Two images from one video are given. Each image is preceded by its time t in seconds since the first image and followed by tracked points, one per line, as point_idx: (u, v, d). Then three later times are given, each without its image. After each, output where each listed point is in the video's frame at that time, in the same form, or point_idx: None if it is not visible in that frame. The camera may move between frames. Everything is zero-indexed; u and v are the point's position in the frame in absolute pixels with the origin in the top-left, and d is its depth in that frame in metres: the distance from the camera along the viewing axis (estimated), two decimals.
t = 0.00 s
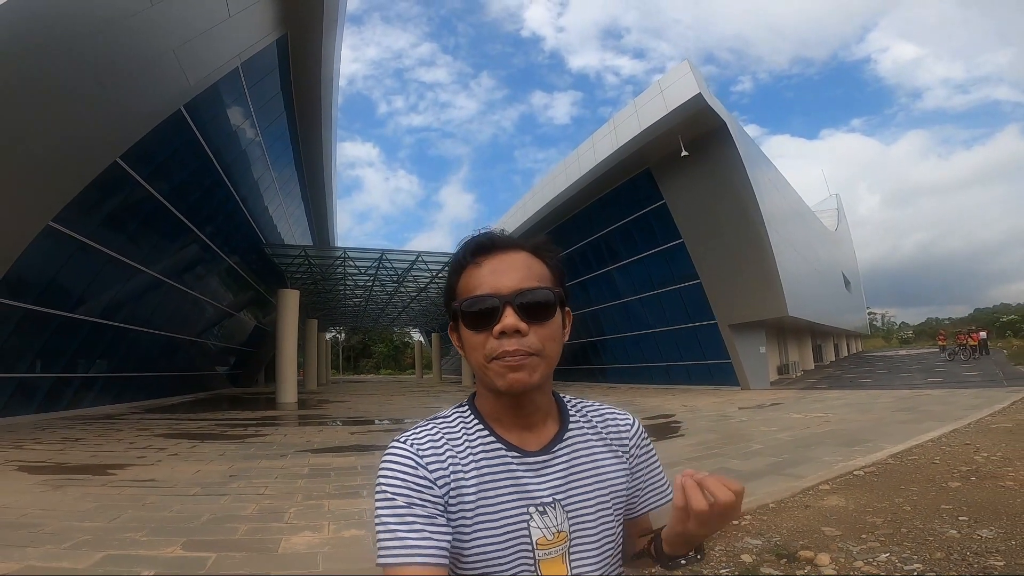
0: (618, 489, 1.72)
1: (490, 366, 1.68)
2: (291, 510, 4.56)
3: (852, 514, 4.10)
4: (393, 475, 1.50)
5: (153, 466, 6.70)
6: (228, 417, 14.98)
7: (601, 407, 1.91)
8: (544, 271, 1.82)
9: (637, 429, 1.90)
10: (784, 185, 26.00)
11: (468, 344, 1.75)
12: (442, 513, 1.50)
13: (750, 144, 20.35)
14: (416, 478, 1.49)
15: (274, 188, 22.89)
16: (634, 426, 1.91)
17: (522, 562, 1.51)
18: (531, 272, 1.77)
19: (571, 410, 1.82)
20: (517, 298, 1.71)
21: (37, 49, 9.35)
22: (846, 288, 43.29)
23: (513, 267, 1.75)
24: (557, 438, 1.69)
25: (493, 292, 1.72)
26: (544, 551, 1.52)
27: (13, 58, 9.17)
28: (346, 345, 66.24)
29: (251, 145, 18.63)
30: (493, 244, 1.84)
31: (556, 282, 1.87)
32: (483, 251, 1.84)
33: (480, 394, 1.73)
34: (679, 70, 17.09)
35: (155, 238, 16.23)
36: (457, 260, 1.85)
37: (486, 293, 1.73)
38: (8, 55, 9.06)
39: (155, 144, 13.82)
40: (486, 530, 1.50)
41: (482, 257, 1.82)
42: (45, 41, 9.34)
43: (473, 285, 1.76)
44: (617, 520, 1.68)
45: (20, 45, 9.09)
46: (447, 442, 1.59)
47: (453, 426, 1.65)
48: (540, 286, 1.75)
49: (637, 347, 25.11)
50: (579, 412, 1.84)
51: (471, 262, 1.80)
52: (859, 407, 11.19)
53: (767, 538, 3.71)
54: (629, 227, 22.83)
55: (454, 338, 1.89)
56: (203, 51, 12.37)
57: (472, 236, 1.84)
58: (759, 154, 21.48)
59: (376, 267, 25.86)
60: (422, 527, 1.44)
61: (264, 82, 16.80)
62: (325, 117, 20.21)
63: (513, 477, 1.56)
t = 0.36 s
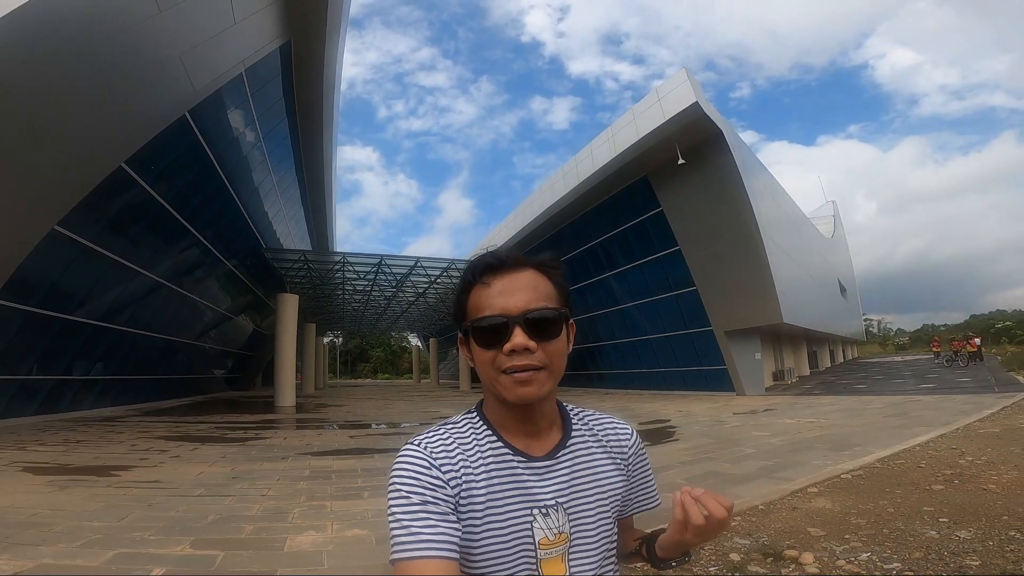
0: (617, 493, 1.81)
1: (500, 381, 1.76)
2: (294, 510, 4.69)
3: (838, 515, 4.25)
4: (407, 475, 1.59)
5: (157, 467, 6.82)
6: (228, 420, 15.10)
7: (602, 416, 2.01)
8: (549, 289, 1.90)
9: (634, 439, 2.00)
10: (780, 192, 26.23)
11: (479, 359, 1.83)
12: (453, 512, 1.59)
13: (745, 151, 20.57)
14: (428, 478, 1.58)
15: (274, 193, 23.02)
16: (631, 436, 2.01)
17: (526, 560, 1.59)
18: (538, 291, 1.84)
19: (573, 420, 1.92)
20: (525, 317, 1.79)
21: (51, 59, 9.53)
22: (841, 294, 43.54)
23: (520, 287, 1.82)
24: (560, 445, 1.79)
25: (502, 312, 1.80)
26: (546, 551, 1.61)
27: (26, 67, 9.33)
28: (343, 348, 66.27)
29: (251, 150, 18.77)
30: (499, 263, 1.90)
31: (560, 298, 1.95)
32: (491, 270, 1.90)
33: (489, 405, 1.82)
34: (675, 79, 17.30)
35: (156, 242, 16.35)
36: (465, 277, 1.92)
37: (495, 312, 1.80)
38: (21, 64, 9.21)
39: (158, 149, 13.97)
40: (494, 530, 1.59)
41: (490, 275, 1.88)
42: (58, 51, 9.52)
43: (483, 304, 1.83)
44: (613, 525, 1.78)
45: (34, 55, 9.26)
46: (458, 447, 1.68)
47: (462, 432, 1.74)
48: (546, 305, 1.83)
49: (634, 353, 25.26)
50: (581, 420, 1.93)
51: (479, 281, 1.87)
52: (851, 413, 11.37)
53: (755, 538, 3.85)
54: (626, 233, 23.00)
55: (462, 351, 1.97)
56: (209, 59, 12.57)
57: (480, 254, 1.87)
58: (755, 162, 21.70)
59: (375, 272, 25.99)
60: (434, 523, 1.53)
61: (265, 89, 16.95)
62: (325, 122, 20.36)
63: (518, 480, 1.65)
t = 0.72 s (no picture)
0: (612, 498, 1.82)
1: (501, 375, 1.78)
2: (296, 510, 4.73)
3: (835, 513, 4.29)
4: (398, 476, 1.60)
5: (160, 468, 6.88)
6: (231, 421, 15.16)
7: (600, 421, 2.02)
8: (554, 287, 1.93)
9: (633, 445, 2.01)
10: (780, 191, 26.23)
11: (480, 353, 1.85)
12: (444, 515, 1.59)
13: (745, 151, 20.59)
14: (419, 480, 1.59)
15: (275, 194, 23.09)
16: (629, 440, 2.02)
17: (515, 563, 1.60)
18: (542, 289, 1.87)
19: (569, 423, 1.93)
20: (529, 313, 1.82)
21: (53, 60, 9.58)
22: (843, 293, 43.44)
23: (526, 283, 1.85)
24: (556, 449, 1.80)
25: (506, 307, 1.82)
26: (536, 557, 1.61)
27: (28, 69, 9.38)
28: (345, 350, 66.30)
29: (252, 152, 18.84)
30: (505, 259, 1.94)
31: (564, 298, 1.97)
32: (497, 265, 1.92)
33: (486, 400, 1.83)
34: (674, 79, 17.32)
35: (158, 244, 16.44)
36: (471, 271, 1.95)
37: (499, 306, 1.83)
38: (23, 65, 9.26)
39: (159, 152, 14.06)
40: (485, 534, 1.60)
41: (495, 271, 1.91)
42: (60, 53, 9.57)
43: (487, 298, 1.86)
44: (607, 531, 1.78)
45: (37, 57, 9.31)
46: (451, 450, 1.69)
47: (456, 433, 1.75)
48: (550, 303, 1.86)
49: (635, 353, 25.28)
50: (576, 424, 1.94)
51: (485, 275, 1.90)
52: (852, 411, 11.38)
53: (752, 537, 3.89)
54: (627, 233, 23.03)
55: (463, 344, 1.99)
56: (209, 61, 12.63)
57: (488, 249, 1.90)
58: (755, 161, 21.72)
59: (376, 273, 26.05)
60: (423, 527, 1.54)
61: (265, 91, 17.01)
62: (326, 124, 20.41)
63: (511, 484, 1.66)
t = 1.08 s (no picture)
0: (619, 497, 1.75)
1: (500, 375, 1.75)
2: (299, 508, 4.82)
3: (829, 510, 4.34)
4: (396, 475, 1.56)
5: (165, 468, 6.97)
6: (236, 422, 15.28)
7: (605, 418, 1.95)
8: (554, 287, 1.90)
9: (637, 439, 1.93)
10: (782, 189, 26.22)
11: (480, 353, 1.82)
12: (442, 515, 1.55)
13: (744, 149, 20.60)
14: (417, 478, 1.55)
15: (277, 197, 23.23)
16: (633, 435, 1.94)
17: (516, 564, 1.54)
18: (544, 288, 1.84)
19: (572, 420, 1.87)
20: (529, 313, 1.79)
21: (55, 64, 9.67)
22: (847, 290, 43.37)
23: (527, 282, 1.83)
24: (558, 446, 1.74)
25: (506, 307, 1.80)
26: (538, 557, 1.55)
27: (30, 72, 9.46)
28: (349, 351, 66.57)
29: (254, 155, 18.95)
30: (507, 259, 1.91)
31: (565, 298, 1.94)
32: (498, 264, 1.90)
33: (485, 401, 1.79)
34: (672, 78, 17.36)
35: (162, 247, 16.56)
36: (471, 271, 1.93)
37: (499, 306, 1.80)
38: (24, 69, 9.35)
39: (162, 156, 14.18)
40: (483, 535, 1.55)
41: (496, 270, 1.88)
42: (61, 56, 9.65)
43: (488, 298, 1.83)
44: (614, 531, 1.71)
45: (38, 60, 9.39)
46: (449, 446, 1.65)
47: (455, 431, 1.71)
48: (551, 303, 1.83)
49: (637, 352, 25.33)
50: (580, 421, 1.88)
51: (485, 275, 1.87)
52: (853, 409, 11.42)
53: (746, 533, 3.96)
54: (628, 232, 23.08)
55: (464, 345, 1.97)
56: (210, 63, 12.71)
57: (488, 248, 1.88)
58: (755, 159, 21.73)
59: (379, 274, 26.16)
60: (421, 527, 1.50)
61: (266, 94, 17.12)
62: (326, 126, 20.51)
63: (511, 482, 1.60)
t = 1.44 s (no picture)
0: (630, 502, 1.75)
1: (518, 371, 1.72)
2: (298, 506, 4.93)
3: (817, 507, 4.44)
4: (408, 472, 1.55)
5: (167, 468, 7.08)
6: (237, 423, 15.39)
7: (621, 421, 1.97)
8: (576, 279, 1.85)
9: (653, 446, 1.96)
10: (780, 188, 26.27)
11: (499, 346, 1.78)
12: (454, 514, 1.54)
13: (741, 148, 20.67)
14: (429, 478, 1.53)
15: (277, 199, 23.34)
16: (649, 440, 1.97)
17: (528, 564, 1.54)
18: (566, 281, 1.79)
19: (589, 422, 1.88)
20: (551, 305, 1.74)
21: (54, 66, 9.74)
22: (847, 288, 43.37)
23: (548, 274, 1.78)
24: (574, 448, 1.74)
25: (527, 299, 1.75)
26: (550, 560, 1.54)
27: (29, 74, 9.52)
28: (350, 351, 66.74)
29: (253, 157, 19.07)
30: (530, 250, 1.87)
31: (586, 292, 1.90)
32: (520, 254, 1.85)
33: (503, 396, 1.77)
34: (668, 78, 17.43)
35: (163, 249, 16.67)
36: (492, 260, 1.88)
37: (519, 297, 1.76)
38: (23, 74, 9.44)
39: (163, 158, 14.29)
40: (496, 535, 1.54)
41: (519, 261, 1.84)
42: (60, 58, 9.73)
43: (508, 288, 1.79)
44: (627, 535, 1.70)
45: (38, 62, 9.47)
46: (463, 445, 1.64)
47: (470, 429, 1.70)
48: (572, 296, 1.78)
49: (636, 351, 25.43)
50: (596, 423, 1.90)
51: (506, 265, 1.83)
52: (849, 407, 11.49)
53: (733, 530, 4.06)
54: (626, 232, 23.16)
55: (482, 335, 1.93)
56: (208, 65, 12.79)
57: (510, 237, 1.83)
58: (752, 158, 21.80)
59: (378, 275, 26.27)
60: (432, 527, 1.49)
61: (264, 97, 17.23)
62: (324, 128, 20.61)
63: (526, 483, 1.59)
